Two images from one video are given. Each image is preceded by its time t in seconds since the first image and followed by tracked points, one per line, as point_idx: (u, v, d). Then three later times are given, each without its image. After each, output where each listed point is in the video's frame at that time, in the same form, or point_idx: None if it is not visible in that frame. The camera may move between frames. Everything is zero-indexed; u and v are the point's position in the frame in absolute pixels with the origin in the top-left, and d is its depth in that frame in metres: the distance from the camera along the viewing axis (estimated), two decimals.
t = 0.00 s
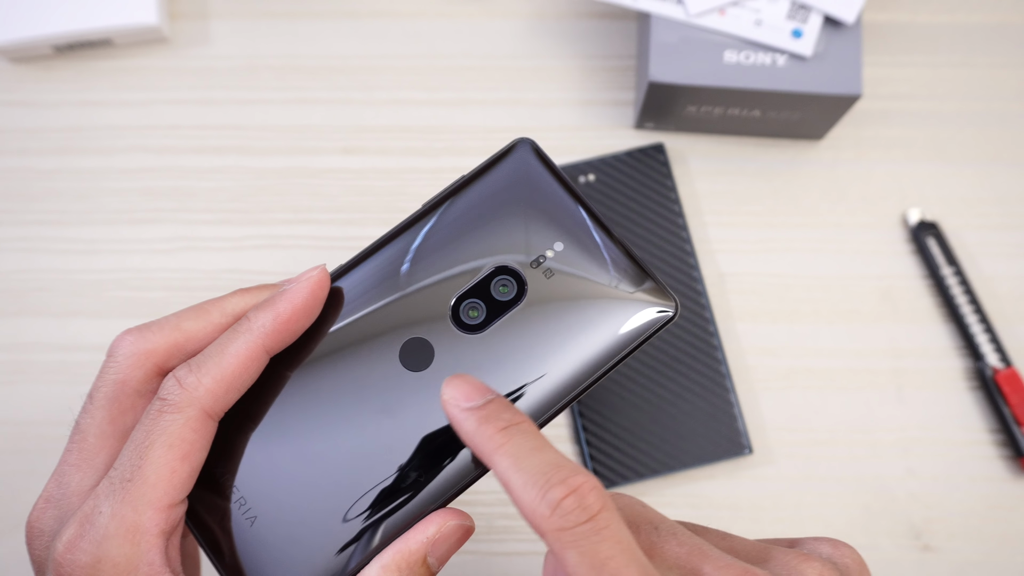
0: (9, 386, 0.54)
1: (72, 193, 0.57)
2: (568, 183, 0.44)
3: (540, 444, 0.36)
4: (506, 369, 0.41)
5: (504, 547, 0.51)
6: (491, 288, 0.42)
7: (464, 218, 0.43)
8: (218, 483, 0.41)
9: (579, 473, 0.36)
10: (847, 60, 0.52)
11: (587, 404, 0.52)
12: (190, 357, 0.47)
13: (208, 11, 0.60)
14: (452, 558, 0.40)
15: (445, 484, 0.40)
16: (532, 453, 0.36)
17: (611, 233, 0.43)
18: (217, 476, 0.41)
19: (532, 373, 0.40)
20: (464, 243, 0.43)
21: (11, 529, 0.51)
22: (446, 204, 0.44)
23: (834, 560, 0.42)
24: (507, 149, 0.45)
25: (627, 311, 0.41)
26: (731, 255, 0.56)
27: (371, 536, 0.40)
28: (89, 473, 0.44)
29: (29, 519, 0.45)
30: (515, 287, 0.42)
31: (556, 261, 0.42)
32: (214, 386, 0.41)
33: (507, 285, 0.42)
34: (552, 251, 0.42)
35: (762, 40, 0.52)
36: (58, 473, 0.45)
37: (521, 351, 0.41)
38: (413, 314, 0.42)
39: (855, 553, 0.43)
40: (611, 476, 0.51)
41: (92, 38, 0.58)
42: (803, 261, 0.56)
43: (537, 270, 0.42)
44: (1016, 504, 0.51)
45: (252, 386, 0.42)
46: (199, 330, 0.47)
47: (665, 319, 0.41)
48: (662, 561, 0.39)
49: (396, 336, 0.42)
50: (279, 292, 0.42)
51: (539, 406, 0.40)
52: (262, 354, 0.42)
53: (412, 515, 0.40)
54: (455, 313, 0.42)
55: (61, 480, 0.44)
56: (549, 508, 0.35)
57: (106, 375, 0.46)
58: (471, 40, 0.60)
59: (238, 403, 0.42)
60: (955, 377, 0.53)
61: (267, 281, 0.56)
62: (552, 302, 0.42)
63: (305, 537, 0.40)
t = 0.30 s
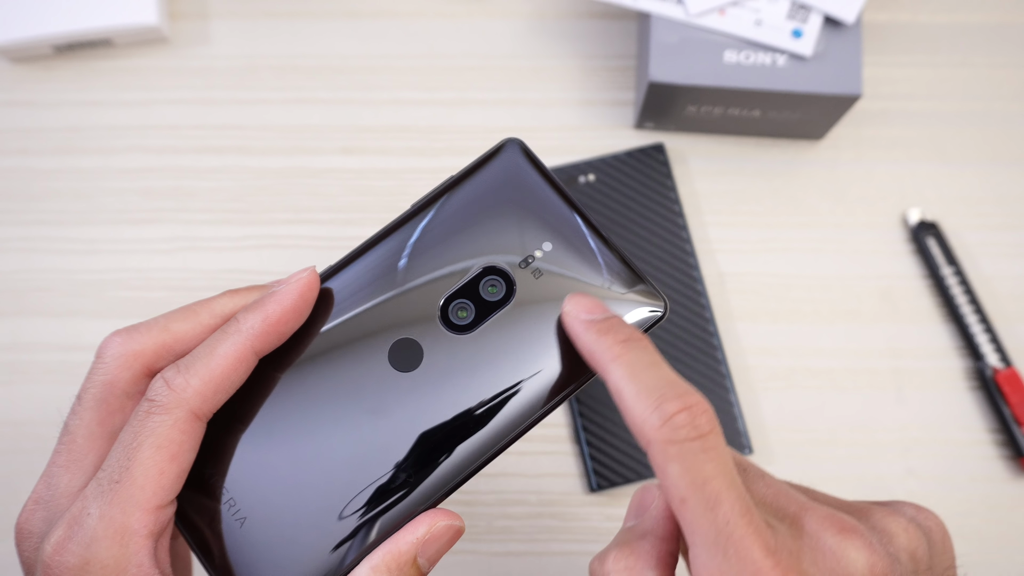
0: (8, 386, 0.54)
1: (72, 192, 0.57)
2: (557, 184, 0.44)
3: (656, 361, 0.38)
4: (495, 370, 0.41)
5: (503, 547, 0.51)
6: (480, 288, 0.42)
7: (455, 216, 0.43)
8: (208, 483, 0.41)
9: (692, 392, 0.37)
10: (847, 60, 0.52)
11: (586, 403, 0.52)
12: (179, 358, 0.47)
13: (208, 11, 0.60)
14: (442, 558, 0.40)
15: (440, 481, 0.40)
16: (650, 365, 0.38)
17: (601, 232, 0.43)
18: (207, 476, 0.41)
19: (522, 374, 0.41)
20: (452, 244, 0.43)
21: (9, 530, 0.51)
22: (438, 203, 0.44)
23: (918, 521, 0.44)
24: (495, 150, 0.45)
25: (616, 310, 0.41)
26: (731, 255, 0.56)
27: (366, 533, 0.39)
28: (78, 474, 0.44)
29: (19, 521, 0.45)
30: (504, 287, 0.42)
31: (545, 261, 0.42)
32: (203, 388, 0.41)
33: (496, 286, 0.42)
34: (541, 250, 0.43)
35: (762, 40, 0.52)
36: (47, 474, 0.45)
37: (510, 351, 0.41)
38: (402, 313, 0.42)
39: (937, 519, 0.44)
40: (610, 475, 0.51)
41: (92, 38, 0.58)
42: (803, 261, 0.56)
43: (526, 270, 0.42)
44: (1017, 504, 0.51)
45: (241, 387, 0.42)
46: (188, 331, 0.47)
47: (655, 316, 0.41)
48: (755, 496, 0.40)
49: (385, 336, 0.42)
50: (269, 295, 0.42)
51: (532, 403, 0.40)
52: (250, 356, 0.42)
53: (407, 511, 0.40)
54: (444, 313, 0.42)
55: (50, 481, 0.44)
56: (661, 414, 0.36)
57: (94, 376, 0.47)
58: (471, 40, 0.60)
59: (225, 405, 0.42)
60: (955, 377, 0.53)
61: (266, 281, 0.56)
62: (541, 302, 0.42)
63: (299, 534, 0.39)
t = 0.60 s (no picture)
0: (8, 386, 0.54)
1: (72, 192, 0.57)
2: (554, 181, 0.44)
3: (677, 357, 0.39)
4: (494, 367, 0.41)
5: (502, 547, 0.51)
6: (478, 285, 0.42)
7: (452, 214, 0.43)
8: (207, 481, 0.41)
9: (712, 387, 0.38)
10: (847, 59, 0.52)
11: (585, 403, 0.52)
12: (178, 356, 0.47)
13: (208, 11, 0.60)
14: (441, 554, 0.40)
15: (430, 484, 0.40)
16: (672, 360, 0.39)
17: (597, 229, 0.43)
18: (206, 474, 0.41)
19: (515, 375, 0.40)
20: (449, 242, 0.43)
21: (9, 529, 0.51)
22: (435, 200, 0.44)
23: (942, 519, 0.43)
24: (492, 148, 0.45)
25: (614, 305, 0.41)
26: (731, 255, 0.56)
27: (357, 537, 0.39)
28: (78, 473, 0.44)
29: (19, 520, 0.44)
30: (502, 284, 0.42)
31: (542, 258, 0.42)
32: (203, 385, 0.41)
33: (495, 282, 0.42)
34: (538, 248, 0.42)
35: (762, 39, 0.52)
36: (47, 473, 0.45)
37: (507, 349, 0.41)
38: (400, 311, 0.42)
39: (960, 517, 0.44)
40: (609, 475, 0.51)
41: (92, 38, 0.58)
42: (804, 261, 0.56)
43: (524, 266, 0.42)
44: (1017, 504, 0.51)
45: (241, 385, 0.43)
46: (187, 330, 0.47)
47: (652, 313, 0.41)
48: (777, 491, 0.41)
49: (382, 333, 0.42)
50: (268, 292, 0.42)
51: (523, 405, 0.40)
52: (250, 353, 0.42)
53: (399, 515, 0.40)
54: (443, 310, 0.42)
55: (50, 480, 0.44)
56: (684, 408, 0.37)
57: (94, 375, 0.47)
58: (472, 40, 0.60)
59: (225, 403, 0.42)
60: (956, 377, 0.53)
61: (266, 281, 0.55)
62: (539, 298, 0.42)
63: (290, 538, 0.39)
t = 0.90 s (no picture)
0: (8, 386, 0.54)
1: (72, 192, 0.57)
2: (557, 181, 0.44)
3: (668, 357, 0.39)
4: (497, 366, 0.41)
5: (503, 547, 0.51)
6: (482, 284, 0.42)
7: (455, 215, 0.43)
8: (211, 480, 0.41)
9: (702, 387, 0.37)
10: (847, 59, 0.52)
11: (585, 404, 0.52)
12: (183, 355, 0.47)
13: (208, 11, 0.60)
14: (444, 553, 0.40)
15: (426, 490, 0.40)
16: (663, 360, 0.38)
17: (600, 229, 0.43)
18: (210, 473, 0.41)
19: (517, 377, 0.40)
20: (453, 242, 0.43)
21: (11, 530, 0.51)
22: (437, 202, 0.44)
23: (933, 513, 0.43)
24: (495, 149, 0.45)
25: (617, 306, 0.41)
26: (731, 255, 0.56)
27: (356, 541, 0.39)
28: (83, 472, 0.44)
29: (23, 520, 0.44)
30: (506, 283, 0.42)
31: (546, 258, 0.42)
32: (208, 384, 0.41)
33: (498, 282, 0.42)
34: (542, 248, 0.43)
35: (762, 40, 0.52)
36: (52, 472, 0.44)
37: (510, 349, 0.41)
38: (401, 314, 0.42)
39: (950, 513, 0.44)
40: (609, 475, 0.51)
41: (92, 38, 0.58)
42: (803, 261, 0.56)
43: (528, 266, 0.42)
44: (1016, 504, 0.51)
45: (247, 384, 0.43)
46: (192, 329, 0.47)
47: (655, 312, 0.41)
48: (770, 489, 0.40)
49: (386, 334, 0.42)
50: (272, 292, 0.42)
51: (524, 407, 0.40)
52: (254, 353, 0.42)
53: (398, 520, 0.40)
54: (447, 310, 0.42)
55: (55, 479, 0.44)
56: (675, 406, 0.36)
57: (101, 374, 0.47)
58: (472, 40, 0.60)
59: (231, 402, 0.42)
60: (955, 377, 0.53)
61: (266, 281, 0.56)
62: (542, 298, 0.42)
63: (289, 542, 0.39)
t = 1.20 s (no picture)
0: (8, 386, 0.54)
1: (72, 192, 0.57)
2: (562, 181, 0.44)
3: (673, 344, 0.38)
4: (501, 365, 0.41)
5: (503, 547, 0.51)
6: (486, 283, 0.42)
7: (459, 215, 0.44)
8: (216, 479, 0.41)
9: (707, 371, 0.37)
10: (847, 59, 0.52)
11: (585, 404, 0.52)
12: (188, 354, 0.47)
13: (208, 11, 0.60)
14: (448, 552, 0.40)
15: (426, 490, 0.40)
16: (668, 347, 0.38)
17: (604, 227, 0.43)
18: (215, 472, 0.41)
19: (521, 376, 0.40)
20: (459, 241, 0.43)
21: (10, 530, 0.51)
22: (440, 202, 0.44)
23: (937, 504, 0.44)
24: (500, 149, 0.45)
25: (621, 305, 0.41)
26: (731, 255, 0.56)
27: (355, 543, 0.39)
28: (88, 468, 0.44)
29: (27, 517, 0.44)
30: (510, 282, 0.42)
31: (551, 257, 0.42)
32: (214, 382, 0.41)
33: (502, 281, 0.42)
34: (546, 246, 0.43)
35: (762, 40, 0.52)
36: (57, 469, 0.45)
37: (513, 348, 0.41)
38: (403, 315, 0.42)
39: (955, 504, 0.45)
40: (609, 475, 0.51)
41: (92, 38, 0.58)
42: (804, 261, 0.56)
43: (533, 265, 0.42)
44: (1016, 504, 0.51)
45: (252, 383, 0.43)
46: (197, 327, 0.47)
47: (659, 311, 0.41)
48: (773, 475, 0.40)
49: (389, 332, 0.42)
50: (278, 290, 0.42)
51: (526, 406, 0.40)
52: (260, 352, 0.42)
53: (398, 521, 0.40)
54: (451, 308, 0.42)
55: (59, 476, 0.44)
56: (680, 391, 0.36)
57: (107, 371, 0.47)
58: (472, 40, 0.60)
59: (236, 400, 0.42)
60: (955, 377, 0.53)
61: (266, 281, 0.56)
62: (545, 297, 0.42)
63: (289, 543, 0.39)
